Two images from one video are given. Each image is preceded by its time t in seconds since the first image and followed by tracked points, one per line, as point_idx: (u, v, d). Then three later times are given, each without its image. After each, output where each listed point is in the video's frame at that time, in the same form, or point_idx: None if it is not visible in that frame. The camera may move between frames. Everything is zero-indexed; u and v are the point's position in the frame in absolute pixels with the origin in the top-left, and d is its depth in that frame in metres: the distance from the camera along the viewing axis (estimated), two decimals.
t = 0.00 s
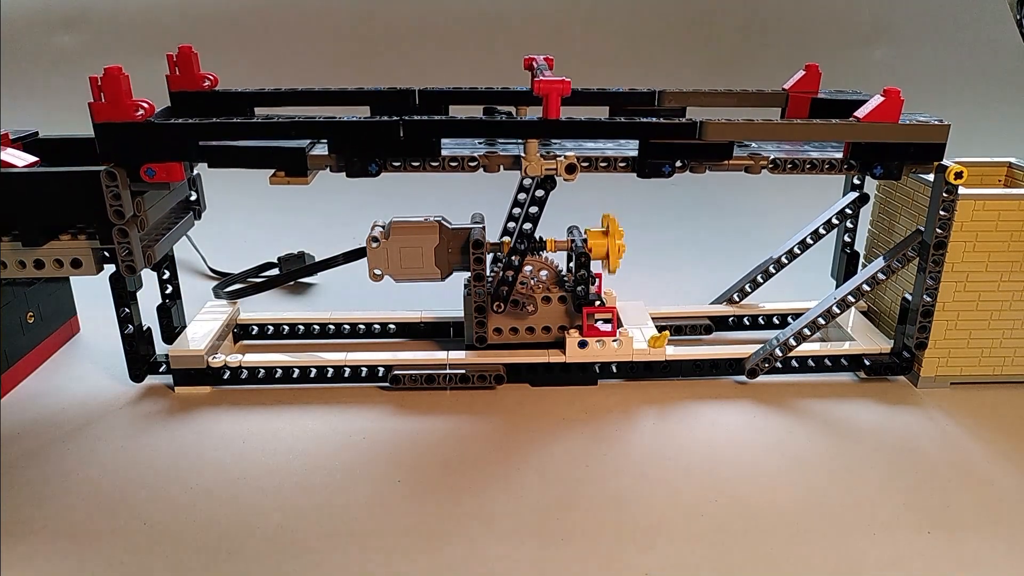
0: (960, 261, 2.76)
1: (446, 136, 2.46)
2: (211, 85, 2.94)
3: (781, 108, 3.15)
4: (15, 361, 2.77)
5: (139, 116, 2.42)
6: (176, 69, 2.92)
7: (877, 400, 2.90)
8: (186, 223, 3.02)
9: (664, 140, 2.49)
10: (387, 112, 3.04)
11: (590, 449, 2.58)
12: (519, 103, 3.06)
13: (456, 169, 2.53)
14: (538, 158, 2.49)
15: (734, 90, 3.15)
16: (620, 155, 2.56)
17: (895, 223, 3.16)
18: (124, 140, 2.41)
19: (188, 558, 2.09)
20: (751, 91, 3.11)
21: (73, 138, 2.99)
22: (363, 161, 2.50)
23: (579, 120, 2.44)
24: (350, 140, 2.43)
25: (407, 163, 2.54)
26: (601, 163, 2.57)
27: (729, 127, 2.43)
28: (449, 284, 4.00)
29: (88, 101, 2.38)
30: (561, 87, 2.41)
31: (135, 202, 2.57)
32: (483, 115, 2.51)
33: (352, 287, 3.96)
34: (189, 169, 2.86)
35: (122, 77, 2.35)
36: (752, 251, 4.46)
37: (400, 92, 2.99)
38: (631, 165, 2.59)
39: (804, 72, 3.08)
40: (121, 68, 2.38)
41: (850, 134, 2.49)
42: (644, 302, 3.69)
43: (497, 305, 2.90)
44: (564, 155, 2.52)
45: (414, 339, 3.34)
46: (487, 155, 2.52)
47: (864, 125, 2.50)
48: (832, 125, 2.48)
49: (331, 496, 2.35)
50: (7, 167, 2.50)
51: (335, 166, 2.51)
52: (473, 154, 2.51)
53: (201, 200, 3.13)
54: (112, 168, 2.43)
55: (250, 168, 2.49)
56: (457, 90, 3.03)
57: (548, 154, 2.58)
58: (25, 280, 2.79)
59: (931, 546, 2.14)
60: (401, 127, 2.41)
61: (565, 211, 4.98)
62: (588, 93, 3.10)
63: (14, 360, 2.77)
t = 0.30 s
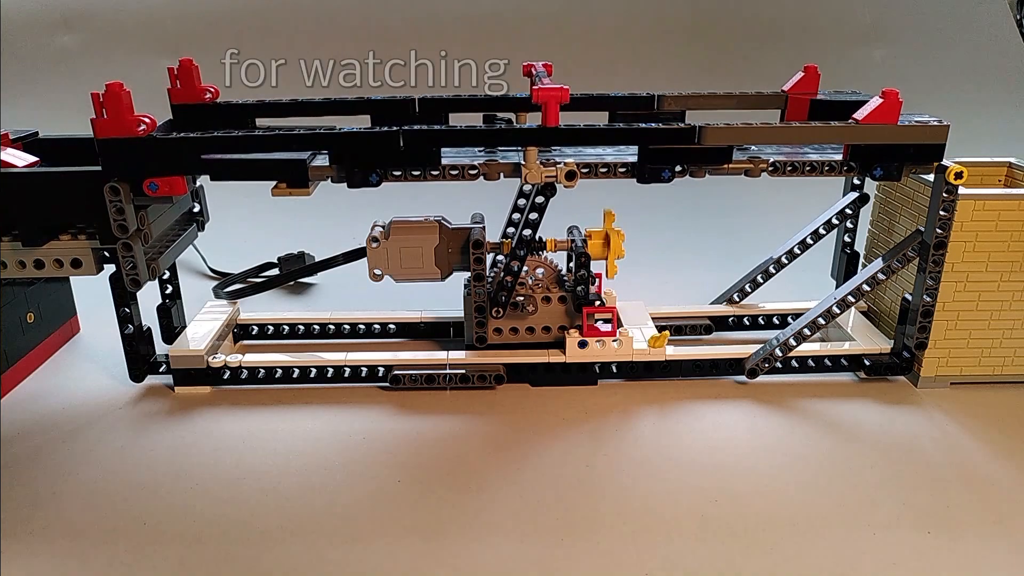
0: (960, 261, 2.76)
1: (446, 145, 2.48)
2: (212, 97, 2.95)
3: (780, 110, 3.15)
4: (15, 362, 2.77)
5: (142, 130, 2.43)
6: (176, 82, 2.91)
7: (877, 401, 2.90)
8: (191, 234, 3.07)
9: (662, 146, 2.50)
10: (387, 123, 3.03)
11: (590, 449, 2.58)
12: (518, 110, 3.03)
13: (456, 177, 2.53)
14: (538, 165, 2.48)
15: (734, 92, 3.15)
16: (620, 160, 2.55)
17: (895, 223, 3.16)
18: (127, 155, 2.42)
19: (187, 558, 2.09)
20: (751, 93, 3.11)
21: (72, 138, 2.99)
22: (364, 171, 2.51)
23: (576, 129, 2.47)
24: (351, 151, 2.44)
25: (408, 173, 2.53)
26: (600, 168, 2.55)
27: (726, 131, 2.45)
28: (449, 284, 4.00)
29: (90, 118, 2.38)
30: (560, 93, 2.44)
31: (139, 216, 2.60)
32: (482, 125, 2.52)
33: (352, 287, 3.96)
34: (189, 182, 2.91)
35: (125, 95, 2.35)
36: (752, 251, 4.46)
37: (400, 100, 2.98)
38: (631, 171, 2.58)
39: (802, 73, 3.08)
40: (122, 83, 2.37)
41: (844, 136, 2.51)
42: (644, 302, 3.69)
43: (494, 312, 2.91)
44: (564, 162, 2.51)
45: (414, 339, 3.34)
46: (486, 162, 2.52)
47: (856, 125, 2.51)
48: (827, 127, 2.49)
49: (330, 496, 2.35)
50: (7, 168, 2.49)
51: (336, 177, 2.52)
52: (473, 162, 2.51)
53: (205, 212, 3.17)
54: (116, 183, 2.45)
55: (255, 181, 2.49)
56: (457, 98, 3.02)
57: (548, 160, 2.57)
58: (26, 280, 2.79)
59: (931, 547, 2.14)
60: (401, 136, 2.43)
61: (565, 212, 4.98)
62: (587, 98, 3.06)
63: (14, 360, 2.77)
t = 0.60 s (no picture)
0: (960, 261, 2.76)
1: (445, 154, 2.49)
2: (213, 109, 2.97)
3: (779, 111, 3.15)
4: (15, 361, 2.77)
5: (144, 144, 2.44)
6: (177, 95, 2.92)
7: (877, 400, 2.90)
8: (195, 246, 3.13)
9: (662, 151, 2.51)
10: (387, 131, 3.02)
11: (590, 449, 2.58)
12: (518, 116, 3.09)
13: (457, 185, 2.55)
14: (538, 172, 2.49)
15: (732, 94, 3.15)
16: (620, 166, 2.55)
17: (895, 223, 3.16)
18: (129, 169, 2.43)
19: (187, 558, 2.09)
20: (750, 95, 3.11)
21: (73, 138, 2.99)
22: (365, 182, 2.52)
23: (577, 134, 2.46)
24: (352, 162, 2.46)
25: (407, 182, 2.55)
26: (600, 174, 2.56)
27: (725, 136, 2.46)
28: (449, 284, 4.00)
29: (92, 133, 2.39)
30: (557, 100, 2.43)
31: (143, 229, 2.62)
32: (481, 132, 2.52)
33: (352, 286, 3.96)
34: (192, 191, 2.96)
35: (126, 108, 2.36)
36: (752, 251, 4.46)
37: (399, 108, 2.97)
38: (631, 176, 2.58)
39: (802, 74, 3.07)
40: (123, 98, 2.38)
41: (842, 138, 2.51)
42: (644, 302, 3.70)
43: (493, 319, 2.90)
44: (563, 168, 2.53)
45: (414, 339, 3.34)
46: (487, 170, 2.54)
47: (856, 127, 2.51)
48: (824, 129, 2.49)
49: (330, 496, 2.35)
50: (7, 168, 2.49)
51: (336, 187, 2.53)
52: (473, 169, 2.53)
53: (206, 222, 3.25)
54: (119, 198, 2.47)
55: (257, 192, 2.51)
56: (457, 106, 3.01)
57: (548, 166, 2.59)
58: (26, 280, 2.80)
59: (931, 547, 2.14)
60: (401, 146, 2.44)
61: (565, 212, 4.98)
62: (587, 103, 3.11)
63: (14, 360, 2.77)
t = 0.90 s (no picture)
0: (960, 261, 2.76)
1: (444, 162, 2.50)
2: (215, 118, 2.97)
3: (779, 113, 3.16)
4: (15, 361, 2.77)
5: (145, 157, 2.44)
6: (179, 105, 2.90)
7: (877, 400, 2.90)
8: (197, 255, 3.16)
9: (661, 156, 2.51)
10: (388, 139, 3.02)
11: (590, 449, 2.58)
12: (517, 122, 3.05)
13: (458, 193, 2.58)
14: (537, 179, 2.50)
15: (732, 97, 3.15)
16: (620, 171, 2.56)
17: (895, 223, 3.16)
18: (131, 182, 2.44)
19: (187, 558, 2.09)
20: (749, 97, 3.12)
21: (73, 138, 3.00)
22: (366, 191, 2.54)
23: (577, 140, 2.47)
24: (354, 171, 2.47)
25: (409, 190, 2.57)
26: (600, 179, 2.56)
27: (725, 140, 2.46)
28: (449, 284, 4.00)
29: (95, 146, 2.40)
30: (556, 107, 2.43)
31: (147, 240, 2.65)
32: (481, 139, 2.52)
33: (352, 286, 3.96)
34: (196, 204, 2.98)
35: (128, 121, 2.36)
36: (752, 251, 4.46)
37: (400, 115, 2.98)
38: (631, 181, 2.59)
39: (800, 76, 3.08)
40: (125, 112, 2.38)
41: (842, 140, 2.51)
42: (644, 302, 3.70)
43: (497, 324, 2.94)
44: (564, 175, 2.53)
45: (414, 339, 3.34)
46: (487, 178, 2.55)
47: (858, 129, 2.51)
48: (823, 131, 2.49)
49: (330, 496, 2.35)
50: (7, 168, 2.49)
51: (337, 196, 2.56)
52: (473, 177, 2.55)
53: (209, 231, 3.27)
54: (122, 211, 2.49)
55: (259, 202, 2.53)
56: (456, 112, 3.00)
57: (547, 173, 2.59)
58: (26, 280, 2.80)
59: (931, 547, 2.14)
60: (401, 154, 2.45)
61: (565, 212, 4.98)
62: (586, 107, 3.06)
63: (14, 360, 2.77)
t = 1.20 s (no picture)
0: (960, 261, 2.76)
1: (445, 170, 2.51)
2: (216, 129, 2.98)
3: (778, 114, 3.16)
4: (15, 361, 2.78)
5: (146, 170, 2.46)
6: (180, 116, 2.93)
7: (878, 401, 2.90)
8: (201, 265, 3.17)
9: (662, 159, 2.50)
10: (388, 148, 3.00)
11: (590, 449, 2.58)
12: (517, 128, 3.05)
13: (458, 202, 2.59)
14: (537, 185, 2.51)
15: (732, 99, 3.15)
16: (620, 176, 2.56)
17: (895, 223, 3.16)
18: (135, 196, 2.47)
19: (187, 557, 2.10)
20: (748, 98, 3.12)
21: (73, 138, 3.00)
22: (367, 200, 2.56)
23: (576, 148, 2.46)
24: (355, 181, 2.49)
25: (409, 199, 2.59)
26: (599, 185, 2.57)
27: (723, 144, 2.46)
28: (449, 284, 4.00)
29: (96, 159, 2.40)
30: (556, 114, 2.44)
31: (150, 251, 2.68)
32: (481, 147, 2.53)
33: (352, 286, 3.96)
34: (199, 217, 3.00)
35: (129, 134, 2.37)
36: (752, 251, 4.46)
37: (400, 124, 2.96)
38: (631, 186, 2.59)
39: (798, 76, 3.08)
40: (126, 125, 2.39)
41: (841, 142, 2.51)
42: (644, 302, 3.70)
43: (498, 329, 2.93)
44: (564, 181, 2.55)
45: (415, 339, 3.34)
46: (487, 185, 2.56)
47: (856, 131, 2.51)
48: (824, 133, 2.48)
49: (330, 496, 2.35)
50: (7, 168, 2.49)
51: (339, 206, 2.58)
52: (473, 185, 2.56)
53: (212, 241, 3.29)
54: (125, 223, 2.52)
55: (262, 213, 2.55)
56: (456, 118, 3.00)
57: (548, 179, 2.60)
58: (26, 280, 2.81)
59: (931, 547, 2.14)
60: (402, 163, 2.46)
61: (565, 212, 4.98)
62: (585, 112, 3.07)
63: (14, 360, 2.77)
